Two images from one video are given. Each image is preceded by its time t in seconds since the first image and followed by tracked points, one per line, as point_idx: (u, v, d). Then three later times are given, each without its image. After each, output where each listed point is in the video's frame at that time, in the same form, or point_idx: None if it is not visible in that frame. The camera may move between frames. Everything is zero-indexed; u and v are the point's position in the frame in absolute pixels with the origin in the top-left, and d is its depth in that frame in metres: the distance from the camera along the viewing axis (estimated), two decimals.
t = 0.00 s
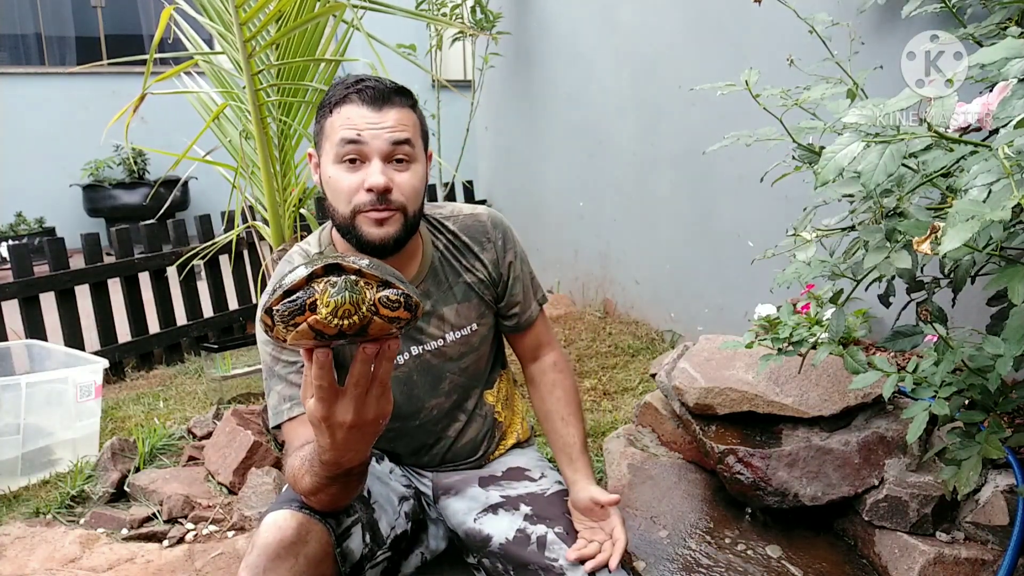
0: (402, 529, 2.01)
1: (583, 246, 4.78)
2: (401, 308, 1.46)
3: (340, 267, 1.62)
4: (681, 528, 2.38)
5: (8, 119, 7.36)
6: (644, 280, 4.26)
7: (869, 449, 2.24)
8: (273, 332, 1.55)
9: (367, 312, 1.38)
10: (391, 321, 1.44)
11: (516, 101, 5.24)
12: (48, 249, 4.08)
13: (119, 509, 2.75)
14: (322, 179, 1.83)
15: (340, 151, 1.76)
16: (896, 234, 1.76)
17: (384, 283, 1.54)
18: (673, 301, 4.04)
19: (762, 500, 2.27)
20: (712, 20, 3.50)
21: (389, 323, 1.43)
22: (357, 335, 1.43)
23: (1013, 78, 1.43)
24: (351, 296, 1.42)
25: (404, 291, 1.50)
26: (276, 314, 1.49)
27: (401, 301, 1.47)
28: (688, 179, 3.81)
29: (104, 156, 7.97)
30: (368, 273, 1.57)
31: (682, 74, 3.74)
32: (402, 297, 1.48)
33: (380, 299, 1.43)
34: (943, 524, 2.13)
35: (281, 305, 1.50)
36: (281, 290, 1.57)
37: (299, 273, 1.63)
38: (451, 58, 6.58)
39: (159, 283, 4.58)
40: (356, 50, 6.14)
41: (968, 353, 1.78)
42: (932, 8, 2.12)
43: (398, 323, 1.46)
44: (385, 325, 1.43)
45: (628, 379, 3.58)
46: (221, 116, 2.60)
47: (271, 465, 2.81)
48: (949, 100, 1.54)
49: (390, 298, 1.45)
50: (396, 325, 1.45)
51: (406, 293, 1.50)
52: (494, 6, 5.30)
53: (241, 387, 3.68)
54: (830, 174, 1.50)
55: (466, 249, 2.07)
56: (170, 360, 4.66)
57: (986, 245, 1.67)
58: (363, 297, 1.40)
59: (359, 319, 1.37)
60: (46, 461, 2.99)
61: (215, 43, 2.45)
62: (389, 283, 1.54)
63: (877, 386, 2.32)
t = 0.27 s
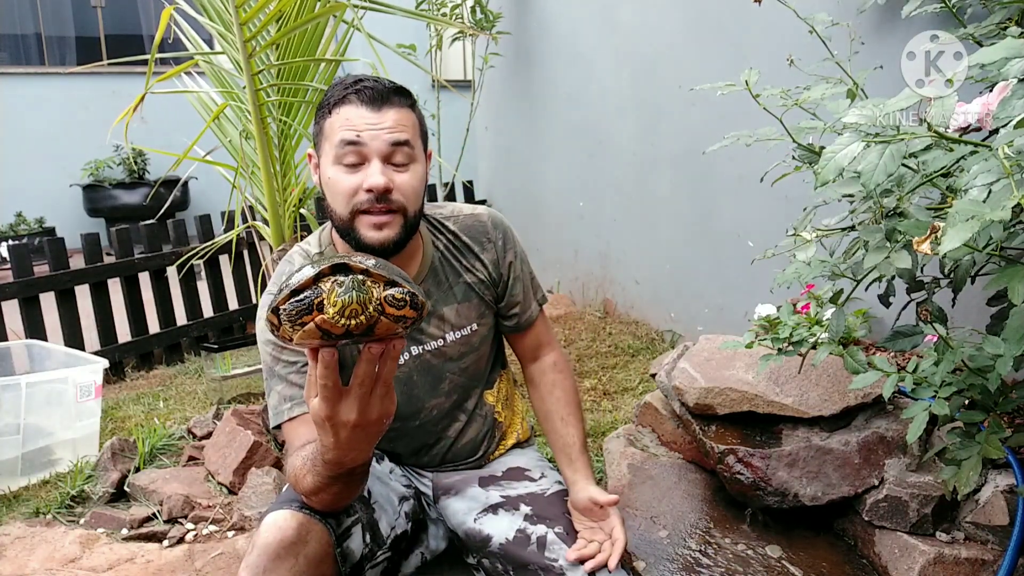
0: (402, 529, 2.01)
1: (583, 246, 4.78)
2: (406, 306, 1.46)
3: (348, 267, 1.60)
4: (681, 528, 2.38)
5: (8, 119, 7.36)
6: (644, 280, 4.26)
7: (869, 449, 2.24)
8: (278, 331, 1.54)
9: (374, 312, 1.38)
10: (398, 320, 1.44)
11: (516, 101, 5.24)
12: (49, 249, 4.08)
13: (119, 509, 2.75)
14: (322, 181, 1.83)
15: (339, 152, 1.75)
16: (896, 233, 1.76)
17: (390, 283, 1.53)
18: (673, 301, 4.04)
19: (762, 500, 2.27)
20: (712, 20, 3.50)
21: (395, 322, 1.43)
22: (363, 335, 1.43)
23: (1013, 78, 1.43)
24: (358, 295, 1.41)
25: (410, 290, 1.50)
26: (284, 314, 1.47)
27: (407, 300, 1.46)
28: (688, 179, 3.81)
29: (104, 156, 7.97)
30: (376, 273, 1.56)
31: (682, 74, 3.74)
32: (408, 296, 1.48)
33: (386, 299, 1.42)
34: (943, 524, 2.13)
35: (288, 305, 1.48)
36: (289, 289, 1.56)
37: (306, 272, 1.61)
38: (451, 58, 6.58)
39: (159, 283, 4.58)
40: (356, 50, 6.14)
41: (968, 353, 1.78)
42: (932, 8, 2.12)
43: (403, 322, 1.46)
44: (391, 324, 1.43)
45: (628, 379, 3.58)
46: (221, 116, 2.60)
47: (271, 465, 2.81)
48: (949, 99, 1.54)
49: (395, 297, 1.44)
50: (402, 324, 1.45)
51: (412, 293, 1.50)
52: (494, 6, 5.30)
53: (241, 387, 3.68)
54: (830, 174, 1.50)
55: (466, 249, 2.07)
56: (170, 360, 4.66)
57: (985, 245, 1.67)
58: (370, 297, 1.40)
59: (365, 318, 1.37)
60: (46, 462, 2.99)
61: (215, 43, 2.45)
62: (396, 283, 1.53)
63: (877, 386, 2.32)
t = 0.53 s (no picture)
0: (402, 529, 2.01)
1: (583, 246, 4.78)
2: (410, 302, 1.44)
3: (351, 263, 1.58)
4: (681, 528, 2.38)
5: (8, 119, 7.36)
6: (644, 280, 4.26)
7: (869, 449, 2.24)
8: (281, 327, 1.55)
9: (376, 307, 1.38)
10: (401, 316, 1.43)
11: (516, 101, 5.24)
12: (49, 249, 4.08)
13: (119, 509, 2.75)
14: (318, 183, 1.83)
15: (333, 155, 1.75)
16: (896, 234, 1.76)
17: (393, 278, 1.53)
18: (673, 301, 4.04)
19: (762, 500, 2.27)
20: (712, 20, 3.50)
21: (397, 318, 1.43)
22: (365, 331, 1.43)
23: (1013, 78, 1.43)
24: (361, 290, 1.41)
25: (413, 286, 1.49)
26: (287, 309, 1.49)
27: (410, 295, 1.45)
28: (688, 179, 3.81)
29: (104, 156, 7.97)
30: (378, 269, 1.54)
31: (682, 74, 3.74)
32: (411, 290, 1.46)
33: (389, 294, 1.42)
34: (943, 524, 2.13)
35: (291, 300, 1.50)
36: (292, 285, 1.56)
37: (308, 270, 1.60)
38: (451, 58, 6.58)
39: (159, 283, 4.58)
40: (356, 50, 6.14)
41: (968, 353, 1.78)
42: (932, 8, 2.12)
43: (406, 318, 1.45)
44: (394, 320, 1.43)
45: (628, 379, 3.58)
46: (221, 116, 2.60)
47: (271, 465, 2.81)
48: (949, 99, 1.54)
49: (398, 292, 1.43)
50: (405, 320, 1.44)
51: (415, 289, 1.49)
52: (494, 6, 5.30)
53: (241, 387, 3.68)
54: (830, 174, 1.50)
55: (465, 249, 2.07)
56: (170, 360, 4.66)
57: (986, 245, 1.67)
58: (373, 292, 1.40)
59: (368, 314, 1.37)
60: (46, 462, 2.99)
61: (215, 43, 2.45)
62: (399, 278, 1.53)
63: (877, 386, 2.32)
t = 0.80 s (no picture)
0: (402, 529, 2.01)
1: (583, 246, 4.78)
2: (416, 296, 1.49)
3: (356, 256, 1.59)
4: (681, 528, 2.38)
5: (8, 119, 7.36)
6: (644, 279, 4.26)
7: (869, 449, 2.24)
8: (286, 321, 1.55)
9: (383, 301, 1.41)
10: (405, 309, 1.47)
11: (516, 101, 5.24)
12: (49, 249, 4.08)
13: (119, 509, 2.75)
14: (313, 186, 1.83)
15: (326, 156, 1.75)
16: (896, 234, 1.76)
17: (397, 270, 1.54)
18: (673, 301, 4.04)
19: (762, 500, 2.27)
20: (712, 20, 3.50)
21: (403, 311, 1.47)
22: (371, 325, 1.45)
23: (1013, 78, 1.43)
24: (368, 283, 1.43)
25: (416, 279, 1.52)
26: (293, 303, 1.50)
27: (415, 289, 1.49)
28: (688, 179, 3.81)
29: (104, 156, 7.97)
30: (384, 262, 1.55)
31: (682, 74, 3.74)
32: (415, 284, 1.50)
33: (395, 287, 1.46)
34: (943, 524, 2.13)
35: (298, 294, 1.51)
36: (297, 278, 1.56)
37: (312, 264, 1.60)
38: (451, 58, 6.58)
39: (159, 283, 4.58)
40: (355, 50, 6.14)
41: (968, 353, 1.78)
42: (932, 8, 2.12)
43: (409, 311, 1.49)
44: (399, 313, 1.46)
45: (628, 379, 3.58)
46: (221, 116, 2.60)
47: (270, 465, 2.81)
48: (949, 99, 1.54)
49: (404, 286, 1.47)
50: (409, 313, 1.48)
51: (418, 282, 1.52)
52: (494, 6, 5.30)
53: (241, 387, 3.67)
54: (830, 174, 1.50)
55: (464, 249, 2.07)
56: (170, 360, 4.66)
57: (986, 245, 1.67)
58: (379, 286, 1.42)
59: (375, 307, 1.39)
60: (46, 462, 2.99)
61: (215, 43, 2.45)
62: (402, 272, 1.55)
63: (877, 386, 2.32)
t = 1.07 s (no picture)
0: (402, 529, 2.01)
1: (583, 246, 4.78)
2: (423, 287, 1.51)
3: (362, 248, 1.57)
4: (681, 528, 2.38)
5: (8, 119, 7.36)
6: (644, 279, 4.26)
7: (869, 449, 2.24)
8: (293, 313, 1.55)
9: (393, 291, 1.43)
10: (413, 300, 1.49)
11: (516, 101, 5.24)
12: (48, 249, 4.08)
13: (119, 509, 2.75)
14: (310, 186, 1.83)
15: (322, 156, 1.75)
16: (896, 234, 1.76)
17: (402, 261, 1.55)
18: (673, 301, 4.04)
19: (762, 500, 2.27)
20: (712, 20, 3.50)
21: (410, 301, 1.48)
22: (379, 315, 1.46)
23: (1013, 78, 1.43)
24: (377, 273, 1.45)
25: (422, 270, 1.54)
26: (301, 295, 1.49)
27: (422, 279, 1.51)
28: (688, 179, 3.81)
29: (104, 156, 7.97)
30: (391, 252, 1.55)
31: (682, 74, 3.74)
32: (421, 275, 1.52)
33: (404, 277, 1.47)
34: (943, 524, 2.13)
35: (306, 286, 1.51)
36: (306, 271, 1.56)
37: (318, 256, 1.59)
38: (451, 58, 6.58)
39: (159, 283, 4.58)
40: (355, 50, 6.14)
41: (968, 353, 1.78)
42: (932, 8, 2.12)
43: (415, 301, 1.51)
44: (407, 303, 1.48)
45: (628, 379, 3.58)
46: (221, 116, 2.60)
47: (270, 465, 2.81)
48: (949, 99, 1.54)
49: (412, 277, 1.49)
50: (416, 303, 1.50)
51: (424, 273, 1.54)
52: (494, 6, 5.30)
53: (241, 387, 3.67)
54: (830, 174, 1.50)
55: (463, 249, 2.07)
56: (170, 360, 4.66)
57: (986, 245, 1.67)
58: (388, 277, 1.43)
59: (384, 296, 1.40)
60: (46, 462, 2.99)
61: (215, 43, 2.45)
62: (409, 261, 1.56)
63: (877, 386, 2.32)
